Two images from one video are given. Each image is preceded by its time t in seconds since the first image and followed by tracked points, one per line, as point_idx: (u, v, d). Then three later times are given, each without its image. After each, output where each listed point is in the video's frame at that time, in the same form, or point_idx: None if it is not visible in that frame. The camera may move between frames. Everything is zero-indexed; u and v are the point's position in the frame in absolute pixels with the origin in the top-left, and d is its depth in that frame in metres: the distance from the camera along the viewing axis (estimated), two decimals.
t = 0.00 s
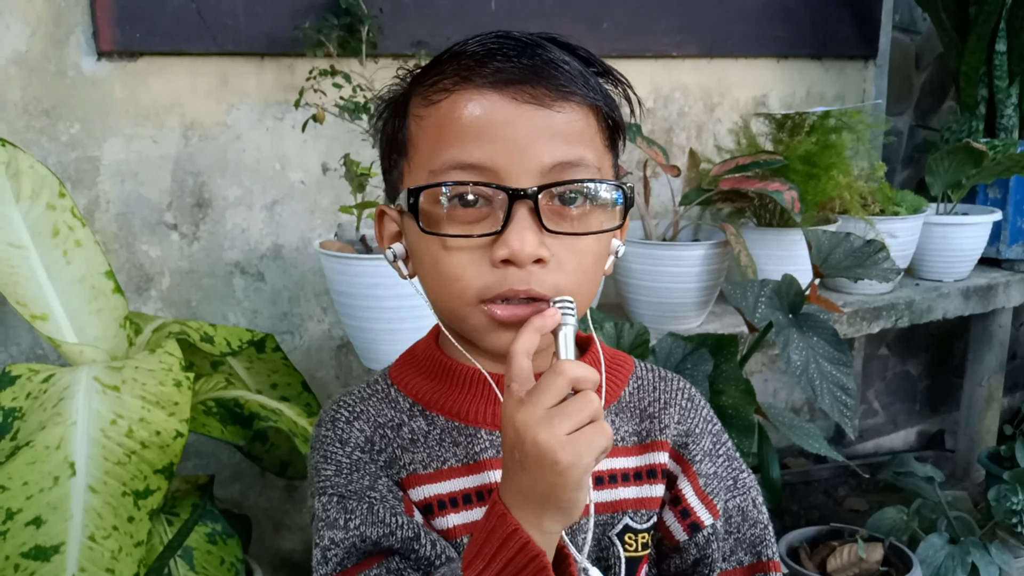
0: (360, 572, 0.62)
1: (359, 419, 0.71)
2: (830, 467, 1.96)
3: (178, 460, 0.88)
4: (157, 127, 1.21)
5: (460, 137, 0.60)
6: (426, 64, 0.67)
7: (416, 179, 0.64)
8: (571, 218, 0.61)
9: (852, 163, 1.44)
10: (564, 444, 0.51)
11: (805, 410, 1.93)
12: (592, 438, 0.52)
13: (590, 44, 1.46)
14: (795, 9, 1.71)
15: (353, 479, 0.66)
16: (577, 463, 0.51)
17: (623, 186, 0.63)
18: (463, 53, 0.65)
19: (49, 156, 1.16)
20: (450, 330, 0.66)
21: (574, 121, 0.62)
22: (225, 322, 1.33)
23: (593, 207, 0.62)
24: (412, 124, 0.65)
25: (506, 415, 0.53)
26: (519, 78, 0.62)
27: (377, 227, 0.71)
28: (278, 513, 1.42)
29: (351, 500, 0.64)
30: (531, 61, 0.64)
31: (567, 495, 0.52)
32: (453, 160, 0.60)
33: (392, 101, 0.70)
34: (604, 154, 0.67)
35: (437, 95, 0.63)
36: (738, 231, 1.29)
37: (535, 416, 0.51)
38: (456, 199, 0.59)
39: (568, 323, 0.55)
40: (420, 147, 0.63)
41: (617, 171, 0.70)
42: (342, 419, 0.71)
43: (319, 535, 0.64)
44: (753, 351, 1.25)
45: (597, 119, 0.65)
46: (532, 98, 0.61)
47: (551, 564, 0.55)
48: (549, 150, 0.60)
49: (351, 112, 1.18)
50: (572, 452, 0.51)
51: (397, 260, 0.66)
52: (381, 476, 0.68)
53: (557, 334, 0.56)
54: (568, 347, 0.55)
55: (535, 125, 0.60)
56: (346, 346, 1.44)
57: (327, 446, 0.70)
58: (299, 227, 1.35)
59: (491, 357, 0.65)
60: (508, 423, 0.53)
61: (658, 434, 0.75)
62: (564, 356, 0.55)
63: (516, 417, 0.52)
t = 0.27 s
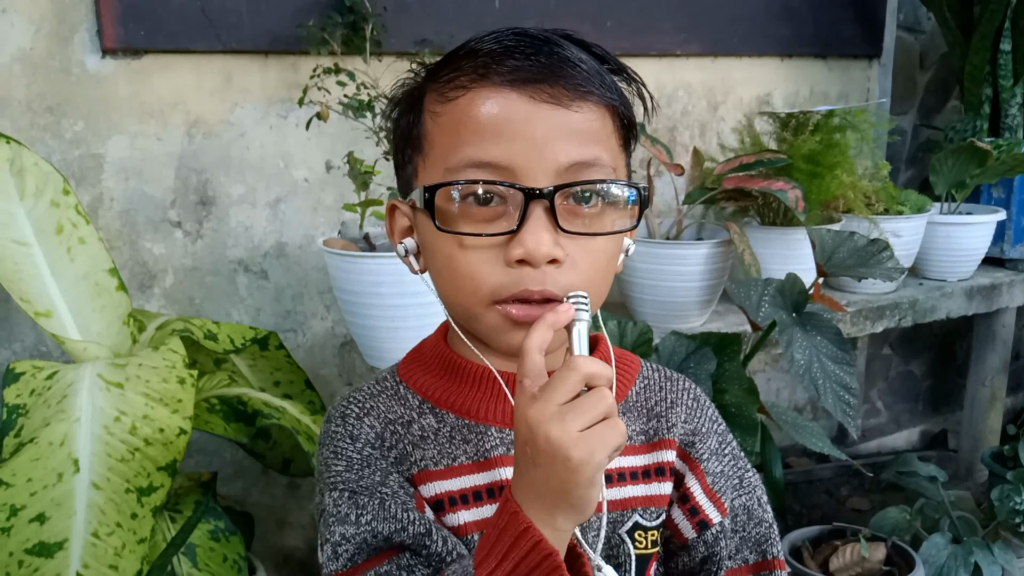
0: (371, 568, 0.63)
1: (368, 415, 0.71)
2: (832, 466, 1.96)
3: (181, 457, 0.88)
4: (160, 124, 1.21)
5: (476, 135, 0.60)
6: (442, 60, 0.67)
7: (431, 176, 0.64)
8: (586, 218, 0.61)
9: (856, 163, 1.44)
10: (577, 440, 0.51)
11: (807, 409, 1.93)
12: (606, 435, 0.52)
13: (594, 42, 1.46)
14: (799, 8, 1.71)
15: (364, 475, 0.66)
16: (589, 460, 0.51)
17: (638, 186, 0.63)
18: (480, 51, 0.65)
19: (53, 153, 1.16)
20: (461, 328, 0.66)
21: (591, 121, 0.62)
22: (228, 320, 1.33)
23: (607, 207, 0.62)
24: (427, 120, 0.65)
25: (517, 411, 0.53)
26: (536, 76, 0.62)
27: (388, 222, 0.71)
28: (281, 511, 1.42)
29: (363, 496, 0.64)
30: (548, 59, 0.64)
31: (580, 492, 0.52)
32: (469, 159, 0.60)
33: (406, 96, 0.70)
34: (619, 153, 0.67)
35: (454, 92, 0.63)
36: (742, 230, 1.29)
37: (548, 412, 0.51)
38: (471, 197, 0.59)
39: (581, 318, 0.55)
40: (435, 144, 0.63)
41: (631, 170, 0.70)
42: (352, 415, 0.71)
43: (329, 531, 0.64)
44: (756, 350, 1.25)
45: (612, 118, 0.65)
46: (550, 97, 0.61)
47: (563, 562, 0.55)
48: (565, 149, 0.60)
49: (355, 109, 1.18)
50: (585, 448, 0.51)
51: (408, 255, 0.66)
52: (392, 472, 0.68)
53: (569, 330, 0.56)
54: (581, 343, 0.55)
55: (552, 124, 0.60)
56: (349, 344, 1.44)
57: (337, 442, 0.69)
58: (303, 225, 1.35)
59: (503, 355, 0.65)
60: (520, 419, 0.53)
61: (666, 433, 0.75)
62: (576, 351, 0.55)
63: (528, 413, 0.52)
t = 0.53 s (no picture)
0: (381, 563, 0.62)
1: (376, 412, 0.71)
2: (836, 462, 1.95)
3: (186, 455, 0.89)
4: (163, 123, 1.21)
5: (486, 133, 0.60)
6: (450, 56, 0.67)
7: (439, 174, 0.63)
8: (595, 215, 0.61)
9: (859, 159, 1.44)
10: (581, 430, 0.51)
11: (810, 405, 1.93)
12: (610, 423, 0.52)
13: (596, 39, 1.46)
14: (801, 4, 1.70)
15: (374, 470, 0.66)
16: (593, 449, 0.51)
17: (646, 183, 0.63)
18: (488, 48, 0.65)
19: (56, 152, 1.16)
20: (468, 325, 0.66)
21: (600, 118, 0.63)
22: (231, 318, 1.33)
23: (616, 204, 0.62)
24: (435, 116, 0.64)
25: (521, 402, 0.53)
26: (546, 74, 0.62)
27: (394, 219, 0.70)
28: (285, 508, 1.43)
29: (373, 491, 0.64)
30: (557, 57, 0.64)
31: (585, 481, 0.52)
32: (479, 156, 0.60)
33: (414, 91, 0.70)
34: (627, 150, 0.67)
35: (463, 89, 0.62)
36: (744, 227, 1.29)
37: (550, 403, 0.51)
38: (478, 194, 0.59)
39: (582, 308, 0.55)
40: (444, 141, 0.63)
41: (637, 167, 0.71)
42: (359, 412, 0.71)
43: (339, 527, 0.64)
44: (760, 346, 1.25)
45: (620, 116, 0.66)
46: (559, 95, 0.61)
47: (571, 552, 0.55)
48: (575, 147, 0.60)
49: (357, 107, 1.17)
50: (589, 438, 0.51)
51: (415, 251, 0.66)
52: (401, 468, 0.68)
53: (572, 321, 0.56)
54: (583, 332, 0.55)
55: (563, 122, 0.60)
56: (352, 341, 1.44)
57: (345, 438, 0.69)
58: (305, 223, 1.35)
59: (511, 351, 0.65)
60: (523, 410, 0.53)
61: (672, 429, 0.75)
62: (578, 340, 0.55)
63: (531, 404, 0.52)
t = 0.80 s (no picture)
0: (384, 558, 0.63)
1: (381, 406, 0.71)
2: (838, 462, 1.95)
3: (189, 450, 0.89)
4: (168, 119, 1.21)
5: (495, 128, 0.60)
6: (459, 50, 0.67)
7: (447, 169, 0.63)
8: (601, 212, 0.61)
9: (863, 157, 1.44)
10: (579, 426, 0.51)
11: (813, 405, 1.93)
12: (609, 419, 0.52)
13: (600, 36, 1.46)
14: (806, 2, 1.70)
15: (378, 465, 0.66)
16: (592, 445, 0.51)
17: (654, 180, 0.63)
18: (498, 43, 0.65)
19: (61, 147, 1.17)
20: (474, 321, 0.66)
21: (609, 115, 0.62)
22: (235, 314, 1.33)
23: (623, 201, 0.62)
24: (444, 111, 0.64)
25: (521, 397, 0.53)
26: (555, 70, 0.62)
27: (401, 213, 0.70)
28: (288, 504, 1.43)
29: (377, 485, 0.64)
30: (567, 53, 0.64)
31: (585, 476, 0.52)
32: (487, 151, 0.60)
33: (423, 85, 0.70)
34: (635, 148, 0.67)
35: (472, 84, 0.62)
36: (748, 225, 1.29)
37: (550, 399, 0.51)
38: (485, 189, 0.59)
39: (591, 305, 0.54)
40: (452, 136, 0.63)
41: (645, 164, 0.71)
42: (364, 406, 0.71)
43: (342, 521, 0.64)
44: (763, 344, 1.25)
45: (629, 113, 0.66)
46: (568, 91, 0.61)
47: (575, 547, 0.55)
48: (583, 143, 0.60)
49: (362, 103, 1.17)
50: (588, 434, 0.51)
51: (421, 246, 0.66)
52: (405, 463, 0.68)
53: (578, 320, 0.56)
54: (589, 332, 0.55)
55: (571, 118, 0.60)
56: (355, 338, 1.44)
57: (349, 433, 0.70)
58: (309, 220, 1.35)
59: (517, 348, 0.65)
60: (523, 405, 0.53)
61: (675, 427, 0.75)
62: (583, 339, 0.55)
63: (531, 399, 0.52)
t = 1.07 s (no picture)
0: (381, 549, 0.63)
1: (382, 403, 0.71)
2: (836, 463, 1.96)
3: (186, 450, 0.89)
4: (165, 119, 1.21)
5: (491, 135, 0.60)
6: (457, 55, 0.67)
7: (445, 174, 0.64)
8: (599, 218, 0.61)
9: (861, 160, 1.44)
10: (569, 437, 0.51)
11: (811, 406, 1.93)
12: (600, 429, 0.52)
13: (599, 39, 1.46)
14: (805, 5, 1.70)
15: (379, 459, 0.66)
16: (581, 456, 0.51)
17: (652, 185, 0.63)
18: (495, 47, 0.64)
19: (59, 147, 1.17)
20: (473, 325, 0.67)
21: (606, 120, 0.62)
22: (233, 315, 1.33)
23: (621, 207, 0.62)
24: (442, 116, 0.64)
25: (516, 403, 0.53)
26: (551, 76, 0.62)
27: (401, 215, 0.71)
28: (285, 505, 1.43)
29: (378, 478, 0.64)
30: (564, 57, 0.64)
31: (577, 485, 0.52)
32: (483, 158, 0.60)
33: (422, 88, 0.70)
34: (634, 152, 0.67)
35: (468, 90, 0.62)
36: (746, 227, 1.29)
37: (542, 406, 0.52)
38: (484, 196, 0.59)
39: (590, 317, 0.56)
40: (450, 142, 0.63)
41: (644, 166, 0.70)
42: (366, 402, 0.72)
43: (341, 510, 0.64)
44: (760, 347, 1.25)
45: (627, 117, 0.65)
46: (565, 97, 0.61)
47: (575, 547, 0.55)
48: (580, 150, 0.60)
49: (360, 104, 1.17)
50: (577, 446, 0.51)
51: (421, 249, 0.66)
52: (405, 459, 0.68)
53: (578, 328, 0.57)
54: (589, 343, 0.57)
55: (568, 125, 0.60)
56: (353, 339, 1.44)
57: (350, 426, 0.70)
58: (307, 221, 1.35)
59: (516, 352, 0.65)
60: (517, 410, 0.53)
61: (674, 429, 0.75)
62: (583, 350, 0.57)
63: (524, 405, 0.52)
